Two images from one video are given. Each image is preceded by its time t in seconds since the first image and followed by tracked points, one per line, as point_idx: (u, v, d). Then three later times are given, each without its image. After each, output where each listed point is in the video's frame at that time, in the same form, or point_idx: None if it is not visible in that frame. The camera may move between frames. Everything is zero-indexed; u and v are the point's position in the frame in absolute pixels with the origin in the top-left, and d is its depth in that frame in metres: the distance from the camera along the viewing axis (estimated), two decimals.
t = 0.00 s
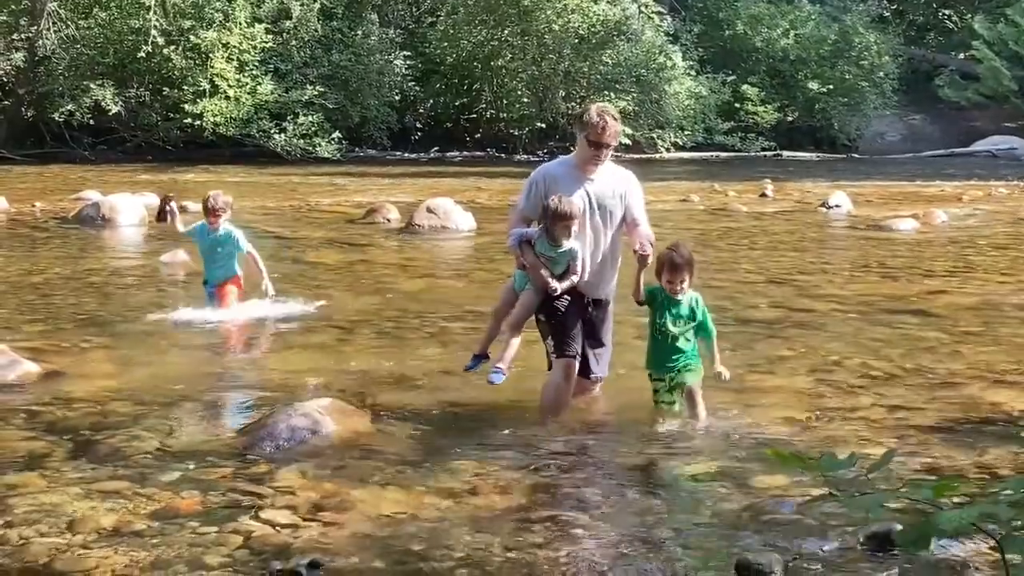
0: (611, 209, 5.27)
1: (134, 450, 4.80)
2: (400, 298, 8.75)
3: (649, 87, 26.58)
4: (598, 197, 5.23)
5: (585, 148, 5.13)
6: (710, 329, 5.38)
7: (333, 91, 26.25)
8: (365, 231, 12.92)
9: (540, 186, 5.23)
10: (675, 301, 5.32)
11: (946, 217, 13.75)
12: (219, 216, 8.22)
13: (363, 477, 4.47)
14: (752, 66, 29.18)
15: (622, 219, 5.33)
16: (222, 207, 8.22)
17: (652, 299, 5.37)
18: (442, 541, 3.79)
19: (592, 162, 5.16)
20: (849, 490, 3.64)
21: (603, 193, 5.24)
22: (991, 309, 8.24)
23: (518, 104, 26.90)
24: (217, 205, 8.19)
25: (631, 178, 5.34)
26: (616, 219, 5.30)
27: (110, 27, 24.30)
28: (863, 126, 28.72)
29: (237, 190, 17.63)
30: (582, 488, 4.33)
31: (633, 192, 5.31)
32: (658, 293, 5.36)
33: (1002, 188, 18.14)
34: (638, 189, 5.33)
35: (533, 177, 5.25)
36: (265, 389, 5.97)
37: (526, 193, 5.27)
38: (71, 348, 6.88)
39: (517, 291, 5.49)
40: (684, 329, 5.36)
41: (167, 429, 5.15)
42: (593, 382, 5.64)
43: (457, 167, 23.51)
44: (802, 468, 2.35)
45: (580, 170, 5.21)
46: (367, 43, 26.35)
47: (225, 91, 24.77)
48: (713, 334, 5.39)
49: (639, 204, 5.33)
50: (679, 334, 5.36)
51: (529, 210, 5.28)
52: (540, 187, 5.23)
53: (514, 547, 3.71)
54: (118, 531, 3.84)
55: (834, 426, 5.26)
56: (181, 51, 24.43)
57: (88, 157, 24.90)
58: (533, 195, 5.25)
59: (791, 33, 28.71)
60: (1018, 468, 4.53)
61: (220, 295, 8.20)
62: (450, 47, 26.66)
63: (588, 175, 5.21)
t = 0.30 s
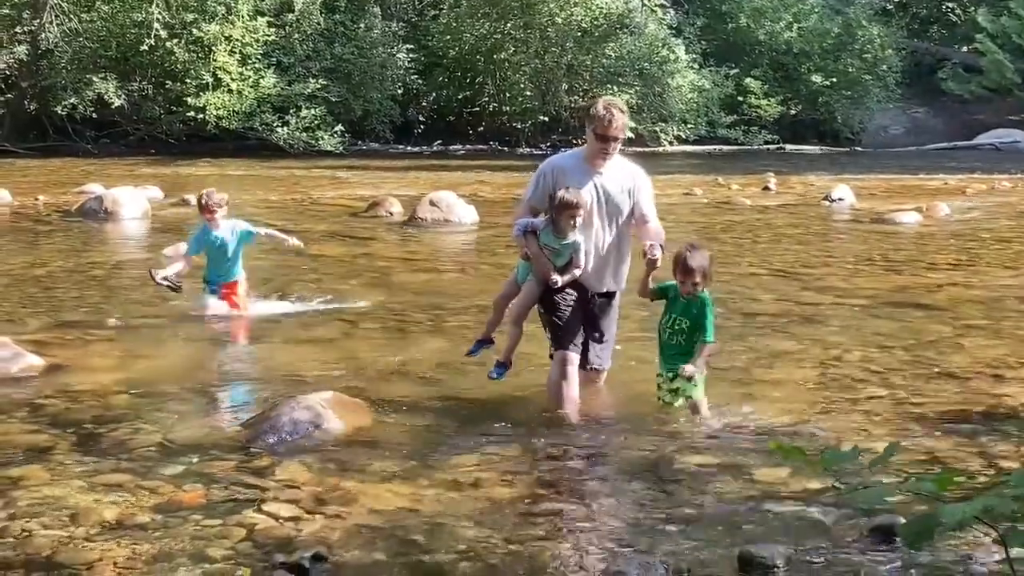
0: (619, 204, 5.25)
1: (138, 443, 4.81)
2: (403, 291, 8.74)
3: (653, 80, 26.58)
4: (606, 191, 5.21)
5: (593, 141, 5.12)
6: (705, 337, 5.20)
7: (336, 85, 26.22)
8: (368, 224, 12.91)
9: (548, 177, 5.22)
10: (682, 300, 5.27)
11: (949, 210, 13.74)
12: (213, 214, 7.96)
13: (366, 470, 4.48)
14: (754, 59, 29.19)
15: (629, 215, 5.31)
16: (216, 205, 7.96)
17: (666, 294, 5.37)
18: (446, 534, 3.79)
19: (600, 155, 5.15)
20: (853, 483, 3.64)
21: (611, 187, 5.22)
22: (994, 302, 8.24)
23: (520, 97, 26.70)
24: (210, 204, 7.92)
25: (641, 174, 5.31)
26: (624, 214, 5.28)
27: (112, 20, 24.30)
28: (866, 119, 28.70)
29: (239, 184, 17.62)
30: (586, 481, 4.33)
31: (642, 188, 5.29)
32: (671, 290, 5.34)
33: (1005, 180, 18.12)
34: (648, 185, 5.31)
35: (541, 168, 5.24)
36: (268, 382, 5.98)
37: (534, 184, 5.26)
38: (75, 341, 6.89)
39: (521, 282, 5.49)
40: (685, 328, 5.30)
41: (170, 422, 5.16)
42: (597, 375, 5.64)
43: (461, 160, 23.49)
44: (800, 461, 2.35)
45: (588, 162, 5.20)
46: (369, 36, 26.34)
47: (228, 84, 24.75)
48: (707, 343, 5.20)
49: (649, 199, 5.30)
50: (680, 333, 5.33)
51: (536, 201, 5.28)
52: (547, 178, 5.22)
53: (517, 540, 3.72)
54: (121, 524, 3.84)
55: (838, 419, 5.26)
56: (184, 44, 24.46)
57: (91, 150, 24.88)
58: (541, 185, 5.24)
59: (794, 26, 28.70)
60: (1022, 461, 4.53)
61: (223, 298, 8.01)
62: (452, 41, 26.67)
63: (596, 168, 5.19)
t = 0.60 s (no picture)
0: (624, 197, 5.24)
1: (144, 434, 4.82)
2: (408, 282, 8.75)
3: (657, 72, 26.57)
4: (610, 185, 5.21)
5: (596, 136, 5.11)
6: (740, 333, 5.16)
7: (340, 77, 26.19)
8: (372, 216, 12.91)
9: (552, 172, 5.20)
10: (706, 302, 5.19)
11: (954, 202, 13.71)
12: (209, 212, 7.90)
13: (371, 461, 4.48)
14: (759, 51, 29.13)
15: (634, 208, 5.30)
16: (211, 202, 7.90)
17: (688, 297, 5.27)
18: (451, 524, 3.79)
19: (603, 151, 5.15)
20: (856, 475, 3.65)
21: (615, 181, 5.21)
22: (999, 294, 8.22)
23: (525, 90, 26.77)
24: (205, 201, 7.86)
25: (645, 165, 5.29)
26: (628, 207, 5.27)
27: (117, 12, 24.30)
28: (871, 112, 28.67)
29: (243, 176, 17.62)
30: (591, 471, 4.34)
31: (647, 180, 5.28)
32: (692, 295, 5.25)
33: (1010, 173, 18.08)
34: (653, 177, 5.30)
35: (545, 163, 5.23)
36: (274, 373, 6.00)
37: (539, 179, 5.25)
38: (81, 333, 6.90)
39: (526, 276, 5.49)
40: (713, 329, 5.22)
41: (176, 412, 5.17)
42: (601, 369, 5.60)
43: (465, 153, 23.48)
44: (808, 449, 2.36)
45: (591, 158, 5.19)
46: (374, 29, 26.31)
47: (233, 77, 24.75)
48: (746, 336, 5.17)
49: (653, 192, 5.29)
50: (707, 333, 5.25)
51: (541, 197, 5.27)
52: (552, 173, 5.21)
53: (523, 530, 3.72)
54: (127, 514, 3.85)
55: (842, 411, 5.25)
56: (189, 37, 24.43)
57: (96, 143, 24.88)
58: (545, 180, 5.23)
59: (799, 18, 28.64)
60: None
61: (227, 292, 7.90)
62: (456, 33, 26.69)
63: (601, 163, 5.19)
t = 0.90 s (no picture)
0: (629, 192, 5.21)
1: (151, 423, 4.83)
2: (415, 274, 8.75)
3: (664, 65, 26.38)
4: (615, 179, 5.19)
5: (599, 131, 5.11)
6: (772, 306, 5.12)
7: (346, 70, 26.16)
8: (379, 208, 12.91)
9: (556, 169, 5.22)
10: (731, 279, 5.16)
11: (962, 194, 13.67)
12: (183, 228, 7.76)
13: (377, 451, 4.48)
14: (766, 44, 29.06)
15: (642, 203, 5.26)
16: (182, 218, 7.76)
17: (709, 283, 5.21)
18: (458, 513, 3.79)
19: (606, 146, 5.15)
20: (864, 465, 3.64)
21: (619, 176, 5.19)
22: (1007, 286, 8.20)
23: (531, 82, 26.73)
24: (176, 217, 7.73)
25: (651, 159, 5.26)
26: (635, 202, 5.24)
27: (124, 4, 24.29)
28: (878, 104, 28.61)
29: (250, 169, 17.63)
30: (598, 461, 4.33)
31: (653, 174, 5.24)
32: (713, 277, 5.21)
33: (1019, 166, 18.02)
34: (659, 171, 5.26)
35: (550, 160, 5.25)
36: (281, 363, 6.00)
37: (543, 177, 5.27)
38: (88, 324, 6.91)
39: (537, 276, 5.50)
40: (743, 308, 5.18)
41: (183, 402, 5.17)
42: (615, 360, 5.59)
43: (472, 145, 23.46)
44: (819, 436, 2.38)
45: (594, 153, 5.19)
46: (380, 21, 26.27)
47: (240, 69, 24.75)
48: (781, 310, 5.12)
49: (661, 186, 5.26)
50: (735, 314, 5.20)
51: (546, 195, 5.27)
52: (556, 170, 5.23)
53: (530, 520, 3.71)
54: (134, 503, 3.85)
55: (851, 401, 5.23)
56: (196, 29, 24.42)
57: (103, 135, 24.89)
58: (549, 177, 5.24)
59: (807, 10, 28.45)
60: None
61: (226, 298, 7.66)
62: (463, 26, 26.68)
63: (604, 158, 5.19)
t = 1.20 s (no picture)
0: (638, 192, 5.18)
1: (159, 417, 4.83)
2: (422, 268, 8.74)
3: (672, 58, 26.45)
4: (624, 180, 5.16)
5: (606, 131, 5.09)
6: (778, 290, 5.12)
7: (354, 63, 26.13)
8: (387, 202, 12.91)
9: (564, 169, 5.20)
10: (737, 268, 5.15)
11: (971, 188, 13.61)
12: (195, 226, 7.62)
13: (385, 445, 4.47)
14: (775, 38, 29.01)
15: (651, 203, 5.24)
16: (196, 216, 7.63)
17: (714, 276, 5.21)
18: (466, 507, 3.79)
19: (614, 145, 5.13)
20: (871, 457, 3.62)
21: (629, 176, 5.15)
22: (1016, 280, 8.16)
23: (540, 76, 26.63)
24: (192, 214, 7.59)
25: (660, 159, 5.23)
26: (644, 202, 5.21)
27: None
28: (887, 98, 28.51)
29: (257, 162, 17.65)
30: (606, 455, 4.32)
31: (663, 175, 5.20)
32: (719, 270, 5.18)
33: None
34: (669, 170, 5.22)
35: (557, 160, 5.23)
36: (288, 356, 6.01)
37: (551, 177, 5.25)
38: (96, 317, 6.92)
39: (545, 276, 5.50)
40: (754, 295, 5.17)
41: (190, 395, 5.18)
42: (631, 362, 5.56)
43: (480, 139, 23.44)
44: (827, 431, 2.39)
45: (603, 153, 5.17)
46: (389, 15, 26.24)
47: (247, 63, 24.72)
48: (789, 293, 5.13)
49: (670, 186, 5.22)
50: (745, 302, 5.19)
51: (555, 194, 5.26)
52: (563, 169, 5.21)
53: (537, 513, 3.71)
54: (143, 496, 3.85)
55: (859, 396, 5.21)
56: (204, 23, 24.46)
57: (111, 128, 24.91)
58: (557, 177, 5.23)
59: (816, 4, 28.56)
60: None
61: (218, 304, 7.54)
62: (470, 19, 26.67)
63: (612, 157, 5.16)
